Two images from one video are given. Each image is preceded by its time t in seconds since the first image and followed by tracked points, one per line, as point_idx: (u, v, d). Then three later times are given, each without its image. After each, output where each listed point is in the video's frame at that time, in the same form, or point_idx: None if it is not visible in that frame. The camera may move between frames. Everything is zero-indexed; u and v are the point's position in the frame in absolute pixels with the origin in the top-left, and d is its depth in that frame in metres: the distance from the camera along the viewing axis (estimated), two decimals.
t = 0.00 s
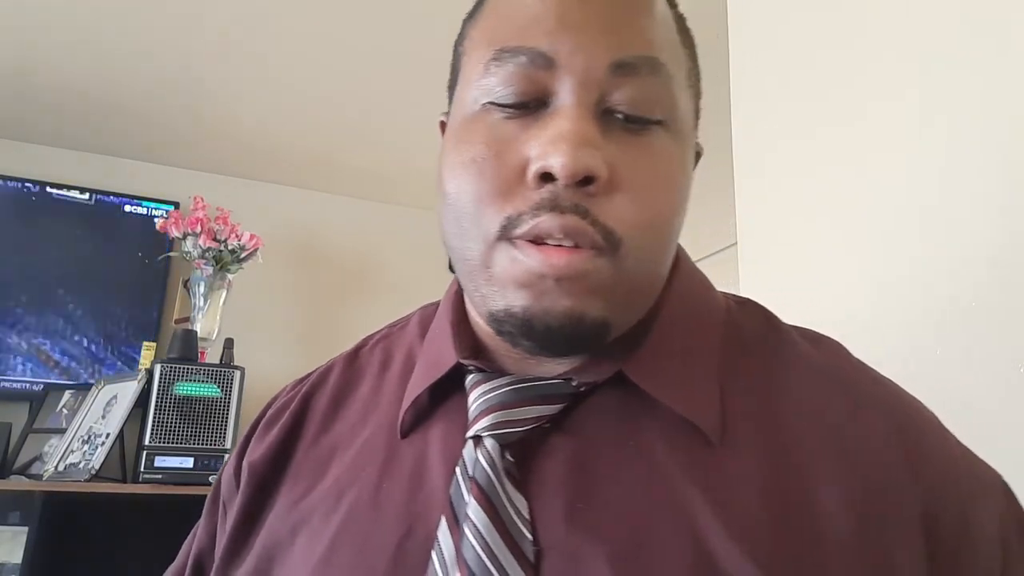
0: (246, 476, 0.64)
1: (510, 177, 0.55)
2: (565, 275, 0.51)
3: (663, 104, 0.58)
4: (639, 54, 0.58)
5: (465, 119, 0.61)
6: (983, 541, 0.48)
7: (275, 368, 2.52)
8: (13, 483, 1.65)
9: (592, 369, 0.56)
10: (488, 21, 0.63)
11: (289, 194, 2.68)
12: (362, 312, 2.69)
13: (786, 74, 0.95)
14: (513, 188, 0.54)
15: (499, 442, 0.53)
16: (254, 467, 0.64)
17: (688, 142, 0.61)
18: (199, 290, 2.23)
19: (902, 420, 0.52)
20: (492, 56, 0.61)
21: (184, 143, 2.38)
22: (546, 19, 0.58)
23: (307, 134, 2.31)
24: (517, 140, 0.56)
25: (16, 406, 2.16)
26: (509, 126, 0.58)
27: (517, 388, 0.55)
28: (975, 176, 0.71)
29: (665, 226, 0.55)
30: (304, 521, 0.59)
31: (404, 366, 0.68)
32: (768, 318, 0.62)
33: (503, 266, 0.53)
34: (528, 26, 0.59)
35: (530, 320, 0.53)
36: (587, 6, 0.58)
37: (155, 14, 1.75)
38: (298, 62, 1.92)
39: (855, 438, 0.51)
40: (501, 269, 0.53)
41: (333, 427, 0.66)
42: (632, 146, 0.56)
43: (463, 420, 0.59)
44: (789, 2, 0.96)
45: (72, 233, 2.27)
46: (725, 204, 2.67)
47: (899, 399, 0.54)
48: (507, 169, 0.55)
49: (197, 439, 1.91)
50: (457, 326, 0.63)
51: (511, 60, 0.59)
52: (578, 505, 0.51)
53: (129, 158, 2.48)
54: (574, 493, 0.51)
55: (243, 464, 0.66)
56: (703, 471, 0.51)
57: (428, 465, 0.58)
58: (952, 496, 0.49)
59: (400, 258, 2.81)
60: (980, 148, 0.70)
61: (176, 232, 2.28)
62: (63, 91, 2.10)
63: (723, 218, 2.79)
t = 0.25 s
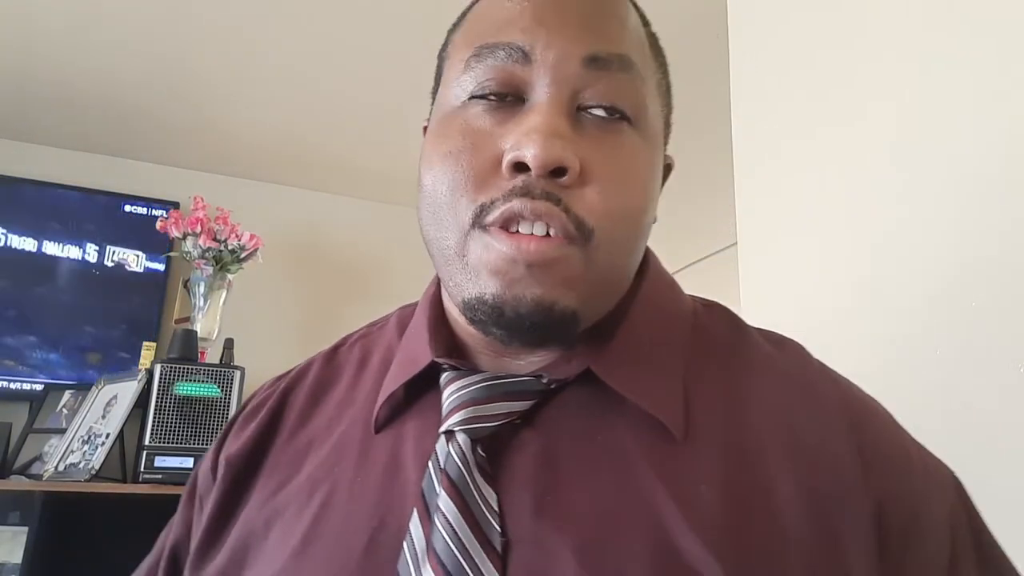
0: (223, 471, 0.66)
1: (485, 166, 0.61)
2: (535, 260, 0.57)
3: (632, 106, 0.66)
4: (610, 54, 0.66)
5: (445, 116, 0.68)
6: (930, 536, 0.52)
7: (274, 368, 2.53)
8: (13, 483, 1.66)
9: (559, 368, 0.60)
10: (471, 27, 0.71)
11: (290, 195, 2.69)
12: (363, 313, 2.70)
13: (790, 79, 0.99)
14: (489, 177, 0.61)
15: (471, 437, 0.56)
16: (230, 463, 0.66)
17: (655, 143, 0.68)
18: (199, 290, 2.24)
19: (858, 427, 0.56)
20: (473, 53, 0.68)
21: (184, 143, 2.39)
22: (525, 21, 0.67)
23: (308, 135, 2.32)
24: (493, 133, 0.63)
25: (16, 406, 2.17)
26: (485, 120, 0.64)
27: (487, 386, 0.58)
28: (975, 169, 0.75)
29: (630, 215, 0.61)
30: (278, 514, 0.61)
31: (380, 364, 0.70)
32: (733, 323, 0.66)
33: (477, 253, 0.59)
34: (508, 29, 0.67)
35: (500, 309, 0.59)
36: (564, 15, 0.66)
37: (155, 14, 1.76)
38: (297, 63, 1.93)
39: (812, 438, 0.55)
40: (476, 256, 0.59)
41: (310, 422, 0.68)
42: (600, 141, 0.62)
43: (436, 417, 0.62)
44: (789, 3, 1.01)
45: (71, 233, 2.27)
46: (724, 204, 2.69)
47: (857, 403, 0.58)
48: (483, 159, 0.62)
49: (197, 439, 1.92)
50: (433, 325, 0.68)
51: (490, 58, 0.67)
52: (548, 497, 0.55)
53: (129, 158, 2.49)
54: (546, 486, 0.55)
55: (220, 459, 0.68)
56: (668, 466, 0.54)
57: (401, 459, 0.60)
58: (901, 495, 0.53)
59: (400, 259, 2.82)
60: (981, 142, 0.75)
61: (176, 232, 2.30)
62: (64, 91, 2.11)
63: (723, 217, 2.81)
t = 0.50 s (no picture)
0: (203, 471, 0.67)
1: (483, 164, 0.63)
2: (534, 255, 0.59)
3: (622, 111, 0.69)
4: (604, 62, 0.68)
5: (440, 114, 0.69)
6: (893, 535, 0.54)
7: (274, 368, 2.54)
8: (13, 483, 1.67)
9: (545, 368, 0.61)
10: (465, 29, 0.73)
11: (290, 195, 2.70)
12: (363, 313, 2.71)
13: (801, 86, 1.04)
14: (488, 175, 0.62)
15: (458, 437, 0.57)
16: (209, 462, 0.67)
17: (643, 146, 0.71)
18: (199, 290, 2.25)
19: (830, 432, 0.58)
20: (468, 54, 0.70)
21: (184, 143, 2.40)
22: (522, 24, 0.68)
23: (307, 135, 2.33)
24: (489, 131, 0.64)
25: (16, 406, 2.18)
26: (481, 120, 0.66)
27: (473, 388, 0.60)
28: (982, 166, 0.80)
29: (623, 214, 0.64)
30: (261, 514, 0.62)
31: (361, 364, 0.72)
32: (710, 327, 0.68)
33: (475, 249, 0.61)
34: (504, 32, 0.69)
35: (499, 301, 0.61)
36: (560, 21, 0.68)
37: (156, 15, 1.77)
38: (296, 63, 1.95)
39: (787, 441, 0.57)
40: (474, 251, 0.61)
41: (290, 422, 0.69)
42: (595, 142, 0.65)
43: (421, 417, 0.64)
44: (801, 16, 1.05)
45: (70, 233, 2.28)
46: (724, 204, 2.69)
47: (828, 408, 0.60)
48: (481, 156, 0.63)
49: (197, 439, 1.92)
50: (418, 326, 0.69)
51: (486, 59, 0.68)
52: (533, 497, 0.56)
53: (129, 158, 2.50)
54: (530, 486, 0.56)
55: (199, 459, 0.68)
56: (650, 468, 0.56)
57: (386, 459, 0.62)
58: (869, 498, 0.56)
59: (401, 259, 2.83)
60: (984, 143, 0.80)
61: (176, 232, 2.31)
62: (65, 92, 2.12)
63: (723, 218, 2.81)
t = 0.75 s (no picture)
0: (189, 476, 0.67)
1: (481, 170, 0.63)
2: (531, 263, 0.60)
3: (615, 117, 0.70)
4: (597, 69, 0.69)
5: (436, 119, 0.70)
6: (874, 536, 0.55)
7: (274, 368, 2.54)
8: (14, 483, 1.68)
9: (539, 371, 0.62)
10: (460, 35, 0.73)
11: (291, 195, 2.71)
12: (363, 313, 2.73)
13: (801, 87, 1.05)
14: (486, 181, 0.62)
15: (454, 441, 0.58)
16: (196, 466, 0.67)
17: (635, 151, 0.72)
18: (199, 290, 2.26)
19: (815, 434, 0.59)
20: (464, 59, 0.70)
21: (182, 143, 2.40)
22: (517, 31, 0.69)
23: (307, 136, 2.34)
24: (487, 137, 0.65)
25: (16, 406, 2.18)
26: (477, 125, 0.66)
27: (467, 391, 0.60)
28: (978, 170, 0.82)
29: (617, 220, 0.65)
30: (251, 518, 0.63)
31: (350, 367, 0.72)
32: (697, 330, 0.69)
33: (474, 256, 0.61)
34: (500, 38, 0.69)
35: (496, 308, 0.62)
36: (554, 29, 0.69)
37: (156, 16, 1.78)
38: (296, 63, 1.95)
39: (773, 444, 0.58)
40: (472, 259, 0.61)
41: (278, 424, 0.69)
42: (589, 148, 0.66)
43: (413, 419, 0.65)
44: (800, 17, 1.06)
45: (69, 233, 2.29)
46: (724, 204, 2.70)
47: (812, 410, 0.61)
48: (478, 162, 0.63)
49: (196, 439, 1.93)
50: (411, 330, 0.70)
51: (481, 64, 0.69)
52: (529, 500, 0.56)
53: (129, 158, 2.50)
54: (525, 489, 0.57)
55: (185, 463, 0.69)
56: (642, 471, 0.57)
57: (379, 462, 0.63)
58: (854, 498, 0.57)
59: (402, 259, 2.83)
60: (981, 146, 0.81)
61: (176, 232, 2.32)
62: (65, 91, 2.13)
63: (722, 218, 2.82)
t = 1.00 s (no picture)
0: (191, 475, 0.67)
1: (471, 169, 0.63)
2: (519, 265, 0.59)
3: (609, 114, 0.69)
4: (590, 67, 0.69)
5: (429, 119, 0.70)
6: (874, 535, 0.55)
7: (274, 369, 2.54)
8: (13, 483, 1.68)
9: (536, 372, 0.62)
10: (453, 34, 0.73)
11: (291, 195, 2.71)
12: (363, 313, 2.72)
13: (801, 87, 1.04)
14: (476, 179, 0.62)
15: (451, 441, 0.58)
16: (197, 466, 0.67)
17: (630, 150, 0.72)
18: (199, 290, 2.26)
19: (815, 433, 0.59)
20: (456, 59, 0.70)
21: (182, 143, 2.40)
22: (509, 30, 0.69)
23: (307, 136, 2.34)
24: (477, 136, 0.65)
25: (15, 406, 2.18)
26: (469, 124, 0.66)
27: (465, 391, 0.60)
28: (976, 169, 0.81)
29: (609, 219, 0.64)
30: (251, 517, 0.63)
31: (349, 368, 0.72)
32: (697, 328, 0.69)
33: (463, 257, 0.61)
34: (491, 37, 0.69)
35: (486, 311, 0.62)
36: (546, 28, 0.69)
37: (157, 16, 1.78)
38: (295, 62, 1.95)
39: (772, 442, 0.58)
40: (461, 260, 0.61)
41: (278, 424, 0.69)
42: (581, 146, 0.65)
43: (412, 420, 0.64)
44: (802, 16, 1.06)
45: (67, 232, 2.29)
46: (724, 204, 2.70)
47: (812, 408, 0.61)
48: (469, 161, 0.63)
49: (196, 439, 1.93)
50: (409, 330, 0.70)
51: (473, 63, 0.69)
52: (527, 500, 0.56)
53: (129, 158, 2.50)
54: (523, 489, 0.57)
55: (186, 463, 0.68)
56: (641, 470, 0.56)
57: (378, 462, 0.62)
58: (853, 496, 0.56)
59: (402, 259, 2.83)
60: (979, 147, 0.81)
61: (176, 232, 2.32)
62: (65, 92, 2.13)
63: (722, 217, 2.82)
